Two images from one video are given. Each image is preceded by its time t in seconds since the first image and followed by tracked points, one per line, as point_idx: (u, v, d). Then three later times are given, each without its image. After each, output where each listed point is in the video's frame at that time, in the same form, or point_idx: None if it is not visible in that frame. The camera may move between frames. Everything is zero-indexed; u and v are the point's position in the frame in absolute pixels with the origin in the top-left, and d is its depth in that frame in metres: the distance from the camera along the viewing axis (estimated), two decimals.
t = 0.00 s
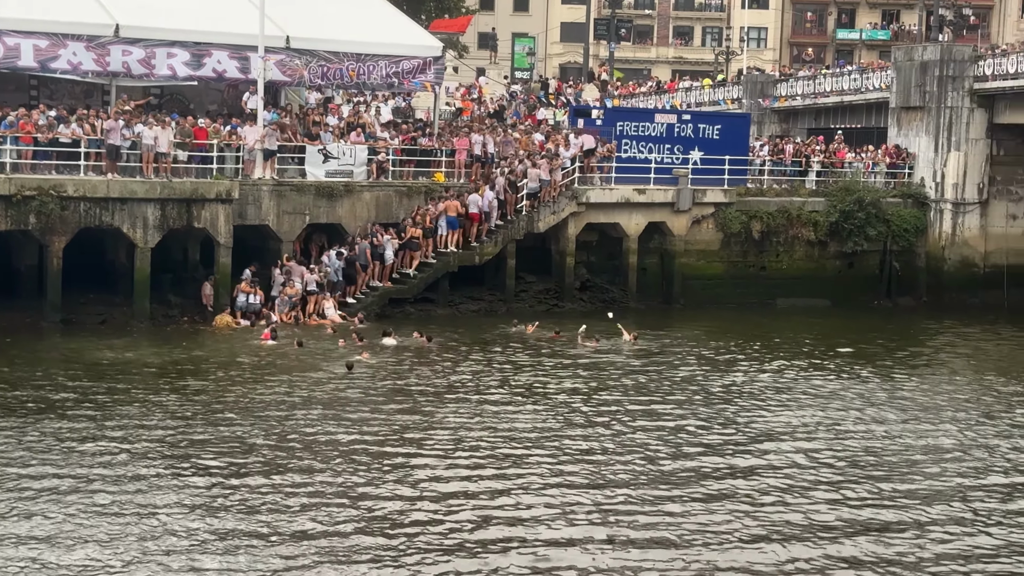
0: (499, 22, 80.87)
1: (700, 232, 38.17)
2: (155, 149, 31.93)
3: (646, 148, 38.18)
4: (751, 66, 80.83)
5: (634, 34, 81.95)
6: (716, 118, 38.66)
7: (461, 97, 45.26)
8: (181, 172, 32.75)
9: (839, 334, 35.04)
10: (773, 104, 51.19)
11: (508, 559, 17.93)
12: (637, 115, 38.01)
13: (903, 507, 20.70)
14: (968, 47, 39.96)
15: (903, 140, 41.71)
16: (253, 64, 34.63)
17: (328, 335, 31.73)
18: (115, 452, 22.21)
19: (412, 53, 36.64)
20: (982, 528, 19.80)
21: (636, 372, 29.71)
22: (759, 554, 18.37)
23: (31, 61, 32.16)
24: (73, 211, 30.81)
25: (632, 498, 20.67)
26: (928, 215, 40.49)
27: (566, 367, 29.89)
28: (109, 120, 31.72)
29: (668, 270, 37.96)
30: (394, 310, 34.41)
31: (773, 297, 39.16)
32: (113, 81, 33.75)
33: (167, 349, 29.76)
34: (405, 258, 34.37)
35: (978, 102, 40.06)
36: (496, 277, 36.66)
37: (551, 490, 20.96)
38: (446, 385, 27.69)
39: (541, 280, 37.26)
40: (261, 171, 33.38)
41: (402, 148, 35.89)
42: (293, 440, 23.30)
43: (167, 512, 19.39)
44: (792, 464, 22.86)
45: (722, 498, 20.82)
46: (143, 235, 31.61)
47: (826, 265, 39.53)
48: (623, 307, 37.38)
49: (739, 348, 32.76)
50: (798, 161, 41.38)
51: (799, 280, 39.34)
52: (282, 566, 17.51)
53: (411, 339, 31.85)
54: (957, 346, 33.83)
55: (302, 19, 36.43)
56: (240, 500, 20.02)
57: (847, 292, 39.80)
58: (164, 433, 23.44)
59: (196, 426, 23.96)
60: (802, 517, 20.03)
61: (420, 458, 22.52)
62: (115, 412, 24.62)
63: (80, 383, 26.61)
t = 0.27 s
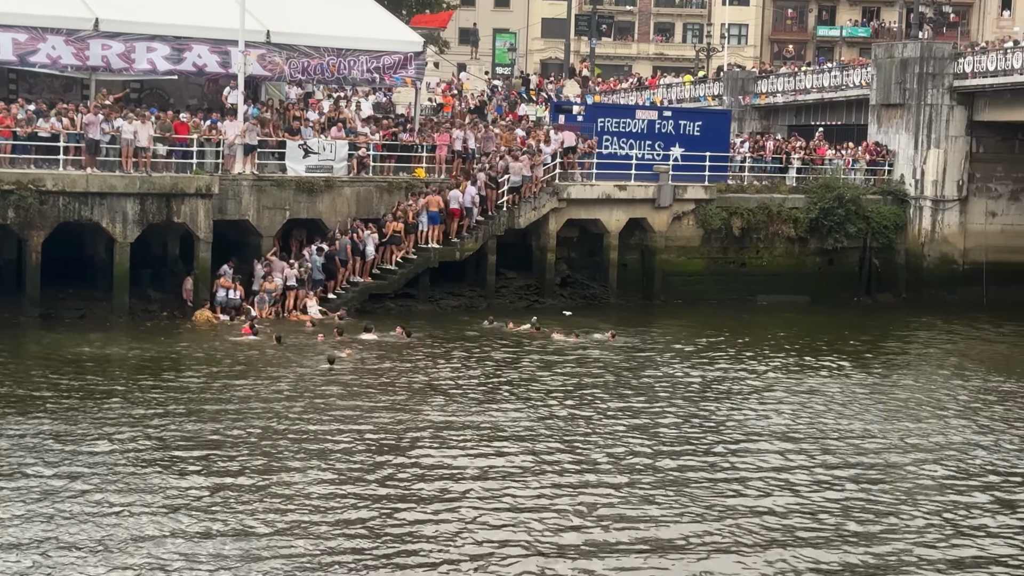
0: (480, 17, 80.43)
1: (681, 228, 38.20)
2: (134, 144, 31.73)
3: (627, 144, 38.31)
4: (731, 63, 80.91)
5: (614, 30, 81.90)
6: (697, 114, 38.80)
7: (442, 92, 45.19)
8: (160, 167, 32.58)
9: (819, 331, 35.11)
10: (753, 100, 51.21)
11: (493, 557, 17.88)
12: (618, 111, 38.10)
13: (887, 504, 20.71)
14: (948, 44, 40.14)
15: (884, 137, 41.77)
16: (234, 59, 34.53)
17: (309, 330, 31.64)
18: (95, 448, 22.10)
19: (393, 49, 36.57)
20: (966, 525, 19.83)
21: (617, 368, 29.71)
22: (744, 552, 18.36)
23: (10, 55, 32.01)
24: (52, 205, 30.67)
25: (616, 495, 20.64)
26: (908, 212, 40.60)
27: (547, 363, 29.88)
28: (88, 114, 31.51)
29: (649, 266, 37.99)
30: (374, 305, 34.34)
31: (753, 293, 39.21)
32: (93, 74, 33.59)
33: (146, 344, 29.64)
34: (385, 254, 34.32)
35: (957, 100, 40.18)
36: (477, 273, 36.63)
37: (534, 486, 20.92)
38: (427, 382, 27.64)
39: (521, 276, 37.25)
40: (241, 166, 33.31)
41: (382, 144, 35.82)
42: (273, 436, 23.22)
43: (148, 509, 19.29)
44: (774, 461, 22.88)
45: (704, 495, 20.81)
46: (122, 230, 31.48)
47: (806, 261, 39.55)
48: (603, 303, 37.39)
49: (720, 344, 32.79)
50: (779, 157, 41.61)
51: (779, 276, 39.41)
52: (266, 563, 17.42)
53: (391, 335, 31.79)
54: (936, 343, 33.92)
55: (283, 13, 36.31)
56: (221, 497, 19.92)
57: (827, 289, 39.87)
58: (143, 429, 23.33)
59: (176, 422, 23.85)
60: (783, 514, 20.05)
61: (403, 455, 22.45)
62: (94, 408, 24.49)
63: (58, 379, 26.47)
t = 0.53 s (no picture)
0: (463, 13, 80.72)
1: (664, 224, 38.24)
2: (116, 138, 31.72)
3: (610, 140, 38.27)
4: (714, 59, 81.02)
5: (597, 26, 81.90)
6: (679, 111, 38.89)
7: (424, 88, 45.14)
8: (141, 162, 32.51)
9: (802, 327, 35.19)
10: (736, 97, 51.27)
11: (475, 553, 17.85)
12: (601, 107, 38.02)
13: (869, 501, 20.74)
14: (930, 42, 40.29)
15: (866, 134, 41.83)
16: (216, 53, 34.40)
17: (292, 326, 31.60)
18: (77, 443, 22.03)
19: (376, 44, 36.52)
20: (948, 522, 19.87)
21: (600, 364, 29.70)
22: (727, 548, 18.37)
23: None
24: (33, 200, 30.59)
25: (599, 491, 20.64)
26: (890, 209, 40.70)
27: (530, 359, 29.86)
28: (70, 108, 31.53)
29: (631, 263, 38.01)
30: (357, 301, 34.30)
31: (736, 289, 39.25)
32: (75, 69, 33.63)
33: (128, 339, 29.54)
34: (368, 249, 34.28)
35: (940, 97, 40.28)
36: (460, 269, 36.62)
37: (517, 482, 20.92)
38: (410, 377, 27.59)
39: (504, 271, 37.21)
40: (223, 161, 33.26)
41: (365, 139, 35.76)
42: (255, 432, 23.15)
43: (130, 504, 19.24)
44: (757, 457, 22.89)
45: (687, 491, 20.80)
46: (104, 225, 31.39)
47: (789, 257, 39.60)
48: (586, 299, 37.39)
49: (703, 341, 32.80)
50: (761, 154, 41.30)
51: (761, 273, 39.46)
52: (248, 559, 17.38)
53: (374, 331, 31.74)
54: (918, 340, 33.99)
55: (266, 8, 36.23)
56: (202, 493, 19.85)
57: (809, 285, 39.96)
58: (125, 424, 23.25)
59: (158, 417, 23.77)
60: (766, 510, 20.05)
61: (386, 450, 22.42)
62: (75, 403, 24.40)
63: (39, 373, 26.38)
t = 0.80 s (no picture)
0: (448, 8, 80.61)
1: (649, 220, 38.26)
2: (100, 133, 31.61)
3: (595, 136, 38.22)
4: (700, 55, 81.07)
5: (583, 22, 81.88)
6: (665, 107, 38.84)
7: (409, 84, 45.12)
8: (126, 157, 32.45)
9: (786, 323, 35.24)
10: (721, 94, 51.31)
11: (460, 549, 17.83)
12: (586, 104, 38.04)
13: (854, 496, 20.76)
14: (915, 38, 40.27)
15: (851, 130, 41.84)
16: (200, 48, 34.26)
17: (276, 322, 31.54)
18: (60, 439, 21.98)
19: (361, 38, 36.42)
20: (932, 517, 19.89)
21: (585, 360, 29.70)
22: (711, 543, 18.38)
23: None
24: (16, 194, 30.47)
25: (584, 487, 20.63)
26: (874, 205, 40.79)
27: (516, 355, 29.85)
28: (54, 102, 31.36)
29: (616, 259, 38.03)
30: (342, 296, 34.24)
31: (721, 286, 39.29)
32: (58, 63, 33.43)
33: (111, 335, 29.46)
34: (353, 244, 34.21)
35: (924, 93, 40.34)
36: (445, 265, 36.61)
37: (502, 478, 20.90)
38: (395, 373, 27.57)
39: (489, 267, 37.20)
40: (208, 156, 33.17)
41: (350, 134, 35.71)
42: (240, 428, 23.10)
43: (113, 500, 19.19)
44: (742, 452, 22.92)
45: (672, 486, 20.82)
46: (87, 220, 31.29)
47: (773, 254, 39.65)
48: (571, 295, 37.40)
49: (687, 337, 32.83)
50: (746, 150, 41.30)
51: (746, 270, 39.51)
52: (232, 555, 17.34)
53: (359, 327, 31.70)
54: (902, 336, 34.07)
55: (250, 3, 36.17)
56: (186, 489, 19.80)
57: (793, 282, 40.02)
58: (109, 420, 23.17)
59: (143, 413, 23.70)
60: (751, 505, 20.08)
61: (371, 446, 22.38)
62: (59, 399, 24.32)
63: (23, 369, 26.28)
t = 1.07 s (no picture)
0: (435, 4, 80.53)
1: (635, 216, 38.27)
2: (85, 128, 31.53)
3: (581, 132, 38.26)
4: (686, 52, 81.22)
5: (569, 19, 81.85)
6: (652, 103, 38.83)
7: (396, 79, 45.09)
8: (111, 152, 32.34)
9: (773, 319, 35.28)
10: (707, 90, 51.33)
11: (447, 545, 17.81)
12: (572, 100, 38.04)
13: (840, 492, 20.79)
14: (901, 35, 40.28)
15: (837, 127, 41.89)
16: (186, 43, 34.18)
17: (262, 317, 31.52)
18: (45, 435, 21.90)
19: (347, 34, 36.44)
20: (919, 514, 19.92)
21: (571, 356, 29.69)
22: (699, 539, 18.38)
23: None
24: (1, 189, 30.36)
25: (570, 482, 20.62)
26: (860, 202, 40.84)
27: (502, 351, 29.83)
28: (39, 97, 31.32)
29: (603, 255, 38.03)
30: (329, 292, 34.20)
31: (707, 283, 39.33)
32: (44, 58, 33.37)
33: (97, 330, 29.38)
34: (338, 240, 34.18)
35: (910, 90, 40.40)
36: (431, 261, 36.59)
37: (489, 474, 20.87)
38: (381, 369, 27.54)
39: (475, 263, 37.18)
40: (194, 152, 33.02)
41: (337, 130, 35.69)
42: (226, 424, 23.06)
43: (99, 496, 19.13)
44: (727, 448, 22.93)
45: (658, 482, 20.83)
46: (73, 215, 31.21)
47: (759, 250, 39.72)
48: (557, 291, 37.40)
49: (674, 333, 32.84)
50: (733, 147, 41.73)
51: (732, 266, 39.55)
52: (220, 551, 17.29)
53: (345, 323, 31.66)
54: (888, 333, 34.12)
55: None
56: (172, 485, 19.75)
57: (779, 278, 40.08)
58: (95, 416, 23.11)
59: (129, 409, 23.65)
60: (737, 501, 20.09)
61: (357, 442, 22.34)
62: (44, 395, 24.24)
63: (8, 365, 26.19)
